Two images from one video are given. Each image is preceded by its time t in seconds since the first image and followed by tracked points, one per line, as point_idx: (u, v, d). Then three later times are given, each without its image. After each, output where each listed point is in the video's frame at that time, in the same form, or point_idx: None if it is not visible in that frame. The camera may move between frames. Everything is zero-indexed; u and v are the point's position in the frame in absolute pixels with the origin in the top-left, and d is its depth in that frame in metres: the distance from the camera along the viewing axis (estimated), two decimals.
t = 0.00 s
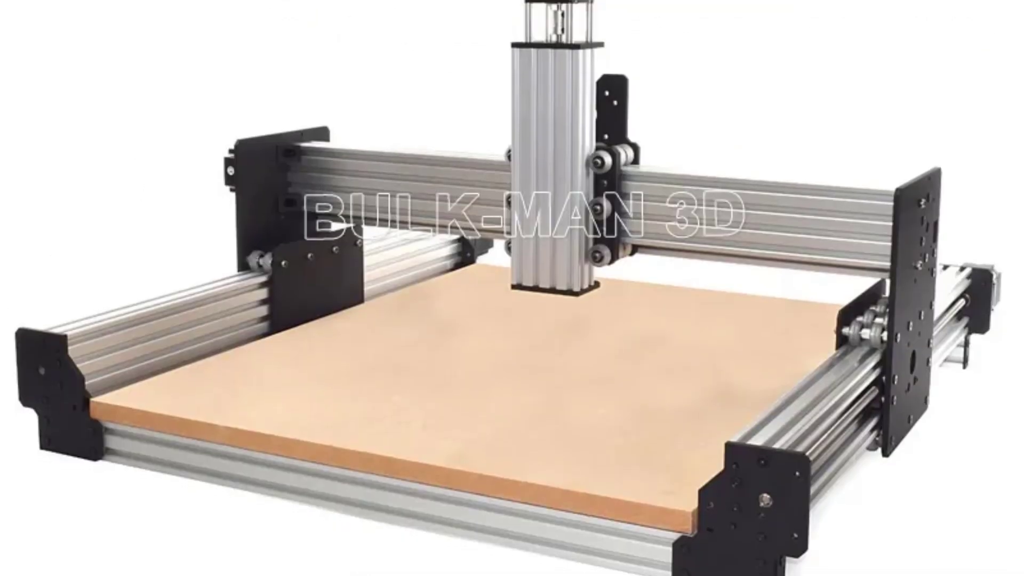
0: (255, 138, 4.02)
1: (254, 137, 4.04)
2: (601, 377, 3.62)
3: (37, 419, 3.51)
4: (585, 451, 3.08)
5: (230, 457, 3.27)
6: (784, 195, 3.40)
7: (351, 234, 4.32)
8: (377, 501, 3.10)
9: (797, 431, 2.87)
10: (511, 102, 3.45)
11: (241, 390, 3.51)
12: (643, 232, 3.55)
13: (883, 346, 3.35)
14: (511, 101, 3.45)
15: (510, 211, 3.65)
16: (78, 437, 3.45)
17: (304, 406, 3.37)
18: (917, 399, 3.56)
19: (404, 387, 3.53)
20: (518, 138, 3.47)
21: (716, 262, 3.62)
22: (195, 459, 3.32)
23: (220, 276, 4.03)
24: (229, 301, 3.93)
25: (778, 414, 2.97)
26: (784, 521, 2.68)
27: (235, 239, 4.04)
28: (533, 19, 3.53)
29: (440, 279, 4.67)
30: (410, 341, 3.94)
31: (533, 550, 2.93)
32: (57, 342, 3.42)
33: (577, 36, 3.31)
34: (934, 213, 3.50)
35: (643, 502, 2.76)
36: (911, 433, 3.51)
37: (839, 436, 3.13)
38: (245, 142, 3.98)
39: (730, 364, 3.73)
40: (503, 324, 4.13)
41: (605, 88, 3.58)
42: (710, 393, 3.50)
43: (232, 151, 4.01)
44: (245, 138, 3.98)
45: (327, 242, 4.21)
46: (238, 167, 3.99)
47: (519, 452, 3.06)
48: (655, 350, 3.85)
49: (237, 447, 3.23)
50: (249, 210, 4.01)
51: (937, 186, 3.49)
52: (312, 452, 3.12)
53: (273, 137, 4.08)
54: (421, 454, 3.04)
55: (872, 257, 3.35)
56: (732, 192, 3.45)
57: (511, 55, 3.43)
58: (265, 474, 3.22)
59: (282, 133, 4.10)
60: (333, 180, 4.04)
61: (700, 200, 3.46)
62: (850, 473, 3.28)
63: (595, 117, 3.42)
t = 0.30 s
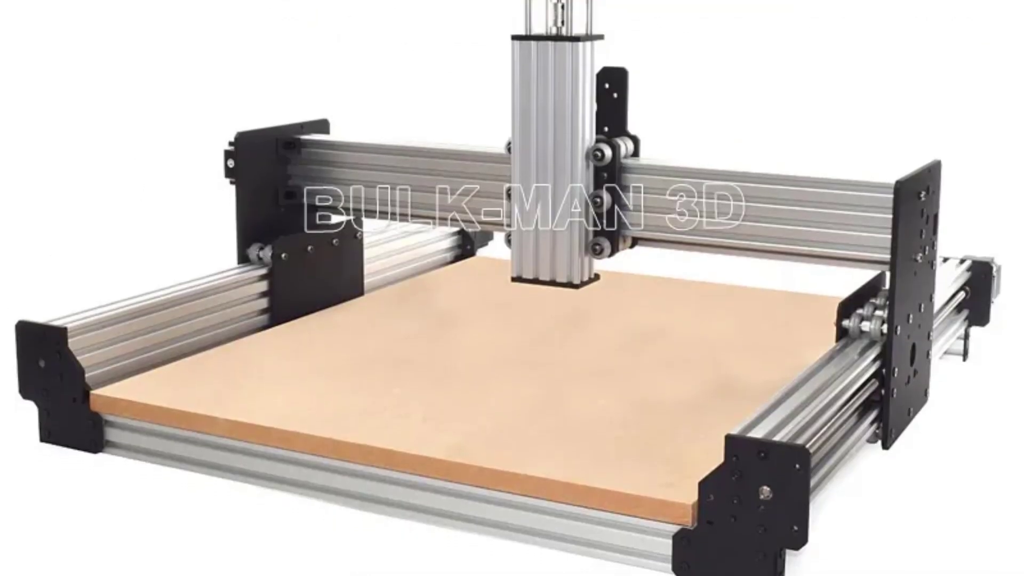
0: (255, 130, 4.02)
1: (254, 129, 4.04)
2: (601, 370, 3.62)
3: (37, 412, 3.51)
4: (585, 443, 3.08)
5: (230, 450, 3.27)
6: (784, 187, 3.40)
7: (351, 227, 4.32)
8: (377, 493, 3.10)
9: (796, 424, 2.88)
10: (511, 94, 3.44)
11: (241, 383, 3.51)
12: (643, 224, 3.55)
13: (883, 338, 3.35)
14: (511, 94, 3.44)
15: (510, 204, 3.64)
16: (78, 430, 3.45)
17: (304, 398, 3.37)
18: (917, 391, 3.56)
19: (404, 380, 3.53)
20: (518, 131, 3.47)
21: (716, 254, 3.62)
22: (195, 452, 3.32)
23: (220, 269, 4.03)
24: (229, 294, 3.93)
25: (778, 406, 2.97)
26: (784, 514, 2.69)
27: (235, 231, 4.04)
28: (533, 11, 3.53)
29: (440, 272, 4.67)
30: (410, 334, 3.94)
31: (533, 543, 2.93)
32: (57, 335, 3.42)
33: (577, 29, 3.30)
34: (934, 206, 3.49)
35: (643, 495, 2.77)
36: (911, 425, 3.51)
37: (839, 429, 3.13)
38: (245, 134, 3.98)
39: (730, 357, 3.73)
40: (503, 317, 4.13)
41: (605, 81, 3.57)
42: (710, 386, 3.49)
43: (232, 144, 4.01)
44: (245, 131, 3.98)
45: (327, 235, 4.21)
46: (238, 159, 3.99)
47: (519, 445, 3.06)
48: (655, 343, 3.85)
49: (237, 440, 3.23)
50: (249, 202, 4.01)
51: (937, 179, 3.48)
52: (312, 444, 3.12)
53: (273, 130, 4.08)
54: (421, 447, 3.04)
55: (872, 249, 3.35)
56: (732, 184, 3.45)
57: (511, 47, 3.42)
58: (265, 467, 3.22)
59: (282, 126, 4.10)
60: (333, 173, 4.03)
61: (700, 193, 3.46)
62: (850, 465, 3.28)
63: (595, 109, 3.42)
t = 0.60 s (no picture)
0: (255, 121, 4.02)
1: (254, 120, 4.03)
2: (601, 361, 3.62)
3: (37, 403, 3.51)
4: (585, 434, 3.08)
5: (230, 441, 3.27)
6: (784, 178, 3.40)
7: (351, 218, 4.32)
8: (377, 484, 3.10)
9: (796, 414, 2.88)
10: (511, 85, 3.44)
11: (241, 374, 3.51)
12: (643, 215, 3.55)
13: (883, 329, 3.35)
14: (511, 85, 3.44)
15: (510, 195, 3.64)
16: (78, 420, 3.45)
17: (304, 389, 3.38)
18: (917, 382, 3.56)
19: (404, 370, 3.53)
20: (518, 122, 3.47)
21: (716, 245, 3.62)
22: (195, 443, 3.32)
23: (220, 260, 4.03)
24: (229, 285, 3.93)
25: (778, 397, 2.97)
26: (784, 505, 2.69)
27: (235, 222, 4.04)
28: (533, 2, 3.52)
29: (440, 263, 4.67)
30: (410, 325, 3.94)
31: (533, 534, 2.94)
32: (57, 326, 3.42)
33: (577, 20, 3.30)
34: (934, 197, 3.49)
35: (643, 485, 2.77)
36: (911, 416, 3.51)
37: (839, 420, 3.13)
38: (245, 125, 3.98)
39: (730, 348, 3.73)
40: (503, 308, 4.13)
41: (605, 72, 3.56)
42: (710, 377, 3.49)
43: (232, 135, 4.01)
44: (245, 121, 3.97)
45: (327, 226, 4.21)
46: (238, 150, 3.99)
47: (519, 436, 3.06)
48: (655, 334, 3.85)
49: (237, 431, 3.23)
50: (249, 193, 4.01)
51: (937, 169, 3.48)
52: (311, 435, 3.12)
53: (273, 121, 4.08)
54: (421, 438, 3.05)
55: (872, 240, 3.35)
56: (732, 175, 3.45)
57: (511, 38, 3.42)
58: (264, 458, 3.23)
59: (282, 117, 4.10)
60: (333, 164, 4.03)
61: (700, 184, 3.45)
62: (851, 456, 3.28)
63: (595, 100, 3.42)
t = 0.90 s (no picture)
0: (255, 111, 4.01)
1: (254, 109, 4.03)
2: (601, 351, 3.62)
3: (37, 392, 3.51)
4: (585, 424, 3.08)
5: (230, 430, 3.27)
6: (784, 167, 3.40)
7: (351, 207, 4.31)
8: (377, 474, 3.10)
9: (797, 404, 2.88)
10: (511, 74, 3.44)
11: (241, 364, 3.51)
12: (643, 205, 3.55)
13: (883, 319, 3.35)
14: (511, 74, 3.44)
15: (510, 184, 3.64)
16: (78, 410, 3.45)
17: (304, 379, 3.38)
18: (917, 372, 3.56)
19: (404, 360, 3.53)
20: (518, 111, 3.47)
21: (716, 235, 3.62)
22: (195, 433, 3.32)
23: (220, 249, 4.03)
24: (229, 274, 3.93)
25: (778, 387, 2.98)
26: (784, 494, 2.69)
27: (235, 211, 4.04)
28: None
29: (440, 252, 4.67)
30: (410, 314, 3.94)
31: (533, 524, 2.94)
32: (57, 316, 3.42)
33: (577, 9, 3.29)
34: (934, 186, 3.49)
35: (643, 475, 2.77)
36: (911, 405, 3.51)
37: (839, 409, 3.13)
38: (245, 114, 3.98)
39: (730, 337, 3.73)
40: (503, 297, 4.13)
41: (605, 61, 3.56)
42: (710, 366, 3.50)
43: (232, 124, 4.00)
44: (245, 111, 3.97)
45: (327, 215, 4.21)
46: (238, 139, 3.98)
47: (519, 425, 3.07)
48: (655, 323, 3.85)
49: (237, 421, 3.23)
50: (249, 182, 4.01)
51: (937, 158, 3.48)
52: (311, 425, 3.12)
53: (273, 110, 4.07)
54: (421, 427, 3.05)
55: (872, 230, 3.35)
56: (732, 164, 3.44)
57: (511, 27, 3.41)
58: (264, 448, 3.23)
59: (282, 106, 4.10)
60: (333, 153, 4.03)
61: (700, 173, 3.45)
62: (851, 446, 3.28)
63: (595, 89, 3.41)
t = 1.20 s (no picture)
0: (255, 99, 4.01)
1: (254, 97, 4.03)
2: (600, 339, 3.63)
3: (37, 380, 3.51)
4: (585, 412, 3.08)
5: (230, 418, 3.27)
6: (784, 155, 3.40)
7: (351, 195, 4.31)
8: (377, 462, 3.10)
9: (796, 392, 2.88)
10: (511, 62, 3.43)
11: (241, 352, 3.51)
12: (643, 193, 3.54)
13: (883, 307, 3.35)
14: (511, 62, 3.43)
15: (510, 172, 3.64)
16: (78, 398, 3.46)
17: (304, 367, 3.38)
18: (917, 360, 3.56)
19: (404, 348, 3.54)
20: (518, 99, 3.46)
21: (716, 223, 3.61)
22: (195, 421, 3.33)
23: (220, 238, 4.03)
24: (229, 263, 3.93)
25: (778, 375, 2.98)
26: (784, 482, 2.69)
27: (235, 199, 4.04)
28: None
29: (441, 241, 4.66)
30: (410, 302, 3.94)
31: (533, 512, 2.94)
32: (57, 304, 3.42)
33: None
34: (934, 174, 3.48)
35: (644, 463, 2.77)
36: (911, 393, 3.51)
37: (839, 397, 3.14)
38: (245, 102, 3.98)
39: (730, 325, 3.73)
40: (503, 285, 4.13)
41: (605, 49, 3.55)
42: (710, 354, 3.50)
43: (232, 112, 4.00)
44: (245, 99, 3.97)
45: (327, 203, 4.20)
46: (238, 127, 3.98)
47: (519, 413, 3.07)
48: (655, 312, 3.85)
49: (237, 409, 3.24)
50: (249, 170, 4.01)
51: (937, 147, 3.47)
52: (311, 413, 3.13)
53: (273, 98, 4.07)
54: (421, 415, 3.05)
55: (872, 218, 3.34)
56: (732, 152, 3.44)
57: (511, 15, 3.41)
58: (264, 436, 3.23)
59: (282, 94, 4.09)
60: (333, 141, 4.03)
61: (700, 161, 3.45)
62: (850, 434, 3.28)
63: (595, 77, 3.41)
